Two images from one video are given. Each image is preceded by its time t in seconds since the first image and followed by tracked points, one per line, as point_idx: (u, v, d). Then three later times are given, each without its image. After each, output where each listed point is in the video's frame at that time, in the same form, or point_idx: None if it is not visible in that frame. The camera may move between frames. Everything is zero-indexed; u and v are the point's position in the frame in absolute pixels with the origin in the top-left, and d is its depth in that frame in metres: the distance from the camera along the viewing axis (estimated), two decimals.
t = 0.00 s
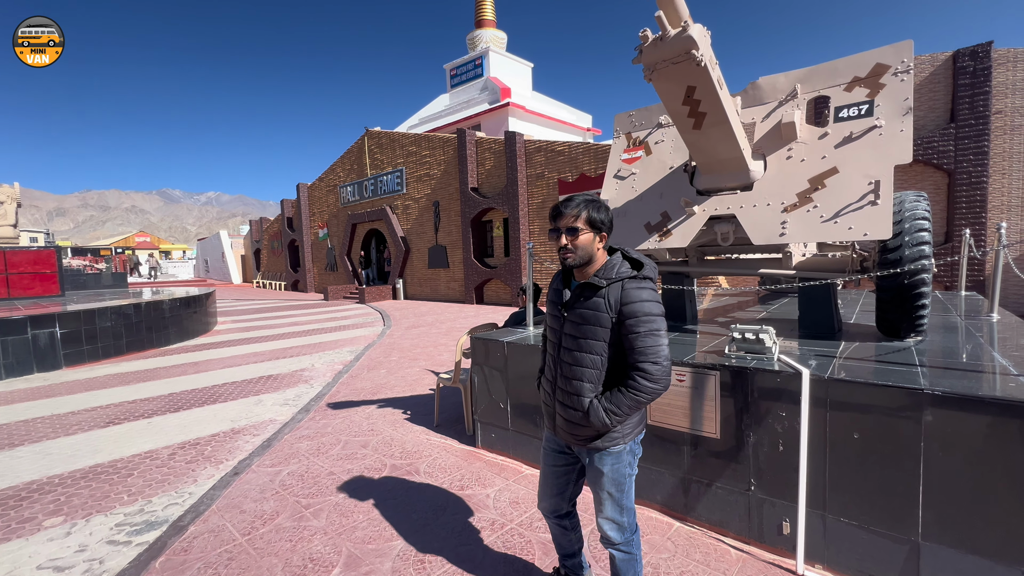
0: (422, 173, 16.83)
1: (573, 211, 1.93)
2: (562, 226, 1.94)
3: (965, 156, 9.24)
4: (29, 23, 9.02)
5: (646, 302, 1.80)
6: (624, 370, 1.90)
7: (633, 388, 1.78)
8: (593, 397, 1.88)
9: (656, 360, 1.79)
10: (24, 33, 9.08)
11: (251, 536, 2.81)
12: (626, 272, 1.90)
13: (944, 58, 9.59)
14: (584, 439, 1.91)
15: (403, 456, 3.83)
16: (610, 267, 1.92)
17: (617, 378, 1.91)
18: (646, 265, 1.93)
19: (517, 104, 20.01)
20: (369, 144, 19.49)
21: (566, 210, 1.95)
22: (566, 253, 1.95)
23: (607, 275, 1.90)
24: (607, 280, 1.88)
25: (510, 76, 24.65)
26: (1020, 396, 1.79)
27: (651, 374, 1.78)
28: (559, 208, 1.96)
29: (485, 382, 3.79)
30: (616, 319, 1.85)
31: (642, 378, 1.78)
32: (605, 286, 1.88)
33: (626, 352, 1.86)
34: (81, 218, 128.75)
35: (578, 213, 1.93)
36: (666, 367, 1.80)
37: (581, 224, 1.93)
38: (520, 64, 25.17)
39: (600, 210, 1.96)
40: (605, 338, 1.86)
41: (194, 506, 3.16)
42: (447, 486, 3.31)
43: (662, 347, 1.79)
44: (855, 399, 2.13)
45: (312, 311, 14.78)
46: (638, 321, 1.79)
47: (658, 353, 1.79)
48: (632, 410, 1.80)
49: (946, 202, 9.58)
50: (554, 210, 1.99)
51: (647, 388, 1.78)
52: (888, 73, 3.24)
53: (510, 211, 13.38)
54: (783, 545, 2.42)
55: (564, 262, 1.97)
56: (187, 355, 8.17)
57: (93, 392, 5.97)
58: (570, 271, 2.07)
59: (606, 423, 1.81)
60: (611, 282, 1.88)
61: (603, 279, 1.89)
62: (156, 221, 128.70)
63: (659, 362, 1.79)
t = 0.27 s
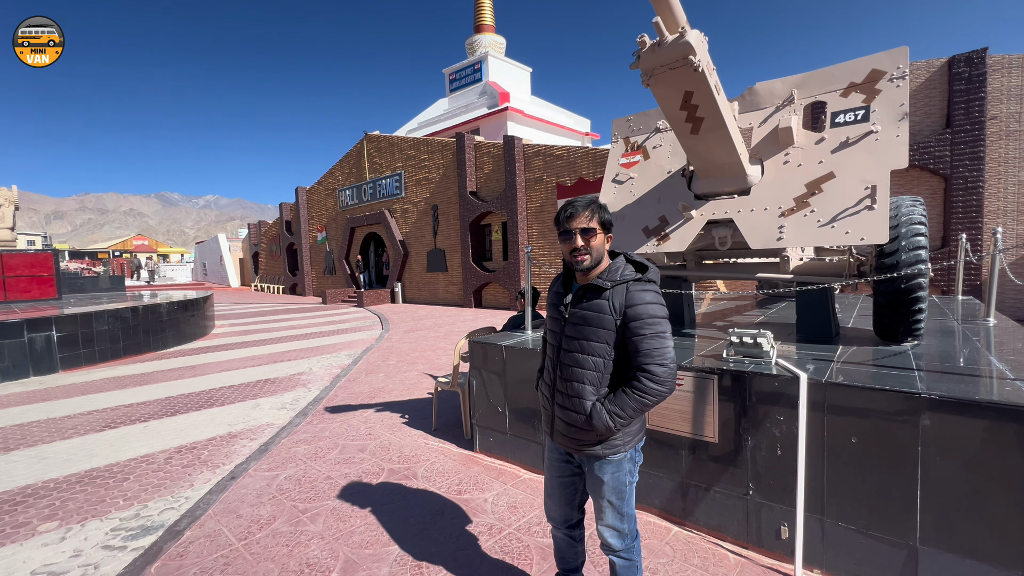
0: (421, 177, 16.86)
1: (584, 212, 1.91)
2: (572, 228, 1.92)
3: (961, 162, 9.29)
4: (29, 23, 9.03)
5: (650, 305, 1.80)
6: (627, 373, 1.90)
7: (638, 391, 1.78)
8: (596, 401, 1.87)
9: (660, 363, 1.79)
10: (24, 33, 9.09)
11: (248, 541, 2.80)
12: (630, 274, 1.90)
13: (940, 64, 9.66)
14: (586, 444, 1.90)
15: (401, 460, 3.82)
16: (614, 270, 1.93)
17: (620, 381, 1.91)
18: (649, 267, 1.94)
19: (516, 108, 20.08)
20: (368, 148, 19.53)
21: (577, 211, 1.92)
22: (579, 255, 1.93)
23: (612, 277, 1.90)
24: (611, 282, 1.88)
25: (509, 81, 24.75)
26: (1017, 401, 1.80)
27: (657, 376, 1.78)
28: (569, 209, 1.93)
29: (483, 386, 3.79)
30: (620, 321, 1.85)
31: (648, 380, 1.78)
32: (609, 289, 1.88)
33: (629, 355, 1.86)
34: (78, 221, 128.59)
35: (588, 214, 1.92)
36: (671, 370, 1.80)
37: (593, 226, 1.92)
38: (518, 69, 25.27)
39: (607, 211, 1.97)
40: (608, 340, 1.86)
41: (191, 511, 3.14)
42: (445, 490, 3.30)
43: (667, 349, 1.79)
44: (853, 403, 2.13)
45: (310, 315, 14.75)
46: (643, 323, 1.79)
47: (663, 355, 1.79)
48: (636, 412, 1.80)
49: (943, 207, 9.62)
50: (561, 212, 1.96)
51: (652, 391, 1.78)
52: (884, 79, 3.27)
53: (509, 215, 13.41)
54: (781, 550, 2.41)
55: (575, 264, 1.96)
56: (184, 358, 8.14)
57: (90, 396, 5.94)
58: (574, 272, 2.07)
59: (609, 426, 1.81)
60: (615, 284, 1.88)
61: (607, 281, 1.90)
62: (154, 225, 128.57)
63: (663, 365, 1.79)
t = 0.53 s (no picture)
0: (419, 182, 16.89)
1: (571, 218, 1.92)
2: (561, 234, 1.93)
3: (956, 169, 9.36)
4: (29, 24, 9.05)
5: (640, 309, 1.81)
6: (618, 377, 1.90)
7: (630, 395, 1.79)
8: (587, 406, 1.87)
9: (651, 366, 1.80)
10: (24, 34, 9.10)
11: (243, 548, 2.78)
12: (618, 279, 1.91)
13: (934, 72, 9.75)
14: (577, 451, 1.89)
15: (399, 466, 3.80)
16: (603, 275, 1.94)
17: (611, 386, 1.91)
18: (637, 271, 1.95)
19: (515, 114, 20.17)
20: (367, 153, 19.57)
21: (566, 216, 1.93)
22: (568, 260, 1.94)
23: (601, 282, 1.91)
24: (601, 287, 1.89)
25: (508, 87, 24.88)
26: (1014, 407, 1.80)
27: (647, 380, 1.79)
28: (558, 215, 1.94)
29: (480, 391, 3.78)
30: (610, 326, 1.85)
31: (639, 384, 1.78)
32: (598, 294, 1.88)
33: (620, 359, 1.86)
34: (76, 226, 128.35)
35: (576, 220, 1.93)
36: (661, 373, 1.81)
37: (581, 231, 1.93)
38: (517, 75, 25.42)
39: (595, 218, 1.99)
40: (599, 345, 1.86)
41: (186, 517, 3.12)
42: (442, 497, 3.28)
43: (657, 352, 1.80)
44: (850, 408, 2.14)
45: (308, 320, 14.71)
46: (633, 327, 1.80)
47: (653, 358, 1.80)
48: (628, 416, 1.80)
49: (938, 213, 9.68)
50: (549, 218, 1.98)
51: (643, 394, 1.79)
52: (879, 87, 3.30)
53: (507, 220, 13.44)
54: (780, 556, 2.40)
55: (564, 270, 1.96)
56: (181, 363, 8.10)
57: (85, 401, 5.90)
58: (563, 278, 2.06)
59: (602, 431, 1.81)
60: (605, 289, 1.89)
61: (596, 286, 1.90)
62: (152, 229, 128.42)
63: (654, 368, 1.79)
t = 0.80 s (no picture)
0: (418, 187, 16.92)
1: (556, 223, 1.93)
2: (545, 239, 1.94)
3: (952, 175, 9.43)
4: (29, 23, 9.07)
5: (622, 311, 1.81)
6: (602, 380, 1.90)
7: (612, 396, 1.78)
8: (573, 408, 1.87)
9: (633, 367, 1.79)
10: (23, 33, 9.12)
11: (239, 555, 2.75)
12: (602, 283, 1.91)
13: (929, 80, 9.83)
14: (565, 453, 1.89)
15: (396, 472, 3.78)
16: (586, 279, 1.94)
17: (597, 388, 1.90)
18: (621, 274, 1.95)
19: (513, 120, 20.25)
20: (366, 158, 19.61)
21: (551, 222, 1.94)
22: (552, 265, 1.95)
23: (585, 285, 1.91)
24: (584, 291, 1.89)
25: (506, 93, 24.99)
26: (1012, 412, 1.81)
27: (629, 382, 1.78)
28: (543, 220, 1.95)
29: (478, 396, 3.77)
30: (594, 329, 1.85)
31: (621, 386, 1.78)
32: (582, 297, 1.89)
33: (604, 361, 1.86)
34: (73, 230, 128.14)
35: (561, 225, 1.94)
36: (644, 376, 1.80)
37: (566, 236, 1.94)
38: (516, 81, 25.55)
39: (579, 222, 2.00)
40: (583, 348, 1.86)
41: (182, 523, 3.10)
42: (440, 503, 3.27)
43: (639, 354, 1.79)
44: (849, 414, 2.14)
45: (305, 324, 14.68)
46: (615, 330, 1.80)
47: (635, 360, 1.79)
48: (612, 418, 1.80)
49: (935, 219, 9.74)
50: (535, 223, 1.99)
51: (625, 396, 1.78)
52: (874, 94, 3.33)
53: (505, 225, 13.46)
54: (779, 564, 2.39)
55: (549, 274, 1.98)
56: (177, 368, 8.06)
57: (80, 406, 5.86)
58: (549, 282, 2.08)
59: (586, 433, 1.80)
60: (588, 292, 1.89)
61: (580, 289, 1.90)
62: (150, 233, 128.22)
63: (636, 370, 1.78)
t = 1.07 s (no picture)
0: (417, 193, 16.96)
1: (542, 232, 1.95)
2: (531, 248, 1.96)
3: (947, 183, 9.49)
4: (29, 23, 9.09)
5: (608, 315, 1.82)
6: (593, 384, 1.90)
7: (603, 400, 1.78)
8: (565, 413, 1.87)
9: (622, 370, 1.80)
10: (23, 33, 9.13)
11: (234, 563, 2.73)
12: (589, 288, 1.93)
13: (924, 88, 9.91)
14: (559, 458, 1.88)
15: (393, 479, 3.77)
16: (572, 286, 1.95)
17: (588, 392, 1.91)
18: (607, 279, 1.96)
19: (512, 126, 20.34)
20: (365, 163, 19.66)
21: (536, 231, 1.97)
22: (538, 273, 1.96)
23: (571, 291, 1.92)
24: (571, 297, 1.90)
25: (505, 100, 25.13)
26: (1010, 419, 1.81)
27: (617, 385, 1.78)
28: (529, 229, 1.97)
29: (476, 402, 3.76)
30: (582, 334, 1.86)
31: (610, 389, 1.78)
32: (570, 303, 1.90)
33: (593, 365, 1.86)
34: (71, 234, 127.86)
35: (546, 234, 1.96)
36: (633, 378, 1.80)
37: (552, 244, 1.96)
38: (514, 88, 25.69)
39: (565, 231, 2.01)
40: (573, 353, 1.86)
41: (177, 531, 3.07)
42: (437, 510, 3.25)
43: (626, 357, 1.80)
44: (847, 421, 2.14)
45: (303, 330, 14.64)
46: (602, 333, 1.80)
47: (623, 363, 1.79)
48: (603, 422, 1.80)
49: (931, 226, 9.79)
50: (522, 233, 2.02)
51: (614, 399, 1.78)
52: (870, 103, 3.36)
53: (504, 230, 13.48)
54: (778, 572, 2.38)
55: (536, 282, 1.98)
56: (174, 373, 8.03)
57: (75, 411, 5.83)
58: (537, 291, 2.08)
59: (579, 437, 1.80)
60: (575, 298, 1.90)
61: (567, 296, 1.91)
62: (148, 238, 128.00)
63: (625, 373, 1.79)
